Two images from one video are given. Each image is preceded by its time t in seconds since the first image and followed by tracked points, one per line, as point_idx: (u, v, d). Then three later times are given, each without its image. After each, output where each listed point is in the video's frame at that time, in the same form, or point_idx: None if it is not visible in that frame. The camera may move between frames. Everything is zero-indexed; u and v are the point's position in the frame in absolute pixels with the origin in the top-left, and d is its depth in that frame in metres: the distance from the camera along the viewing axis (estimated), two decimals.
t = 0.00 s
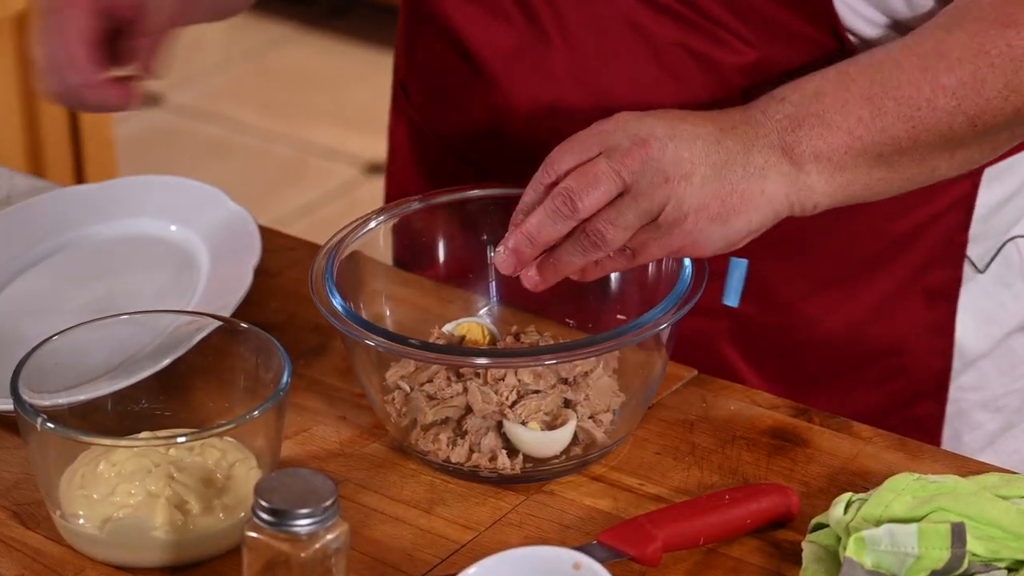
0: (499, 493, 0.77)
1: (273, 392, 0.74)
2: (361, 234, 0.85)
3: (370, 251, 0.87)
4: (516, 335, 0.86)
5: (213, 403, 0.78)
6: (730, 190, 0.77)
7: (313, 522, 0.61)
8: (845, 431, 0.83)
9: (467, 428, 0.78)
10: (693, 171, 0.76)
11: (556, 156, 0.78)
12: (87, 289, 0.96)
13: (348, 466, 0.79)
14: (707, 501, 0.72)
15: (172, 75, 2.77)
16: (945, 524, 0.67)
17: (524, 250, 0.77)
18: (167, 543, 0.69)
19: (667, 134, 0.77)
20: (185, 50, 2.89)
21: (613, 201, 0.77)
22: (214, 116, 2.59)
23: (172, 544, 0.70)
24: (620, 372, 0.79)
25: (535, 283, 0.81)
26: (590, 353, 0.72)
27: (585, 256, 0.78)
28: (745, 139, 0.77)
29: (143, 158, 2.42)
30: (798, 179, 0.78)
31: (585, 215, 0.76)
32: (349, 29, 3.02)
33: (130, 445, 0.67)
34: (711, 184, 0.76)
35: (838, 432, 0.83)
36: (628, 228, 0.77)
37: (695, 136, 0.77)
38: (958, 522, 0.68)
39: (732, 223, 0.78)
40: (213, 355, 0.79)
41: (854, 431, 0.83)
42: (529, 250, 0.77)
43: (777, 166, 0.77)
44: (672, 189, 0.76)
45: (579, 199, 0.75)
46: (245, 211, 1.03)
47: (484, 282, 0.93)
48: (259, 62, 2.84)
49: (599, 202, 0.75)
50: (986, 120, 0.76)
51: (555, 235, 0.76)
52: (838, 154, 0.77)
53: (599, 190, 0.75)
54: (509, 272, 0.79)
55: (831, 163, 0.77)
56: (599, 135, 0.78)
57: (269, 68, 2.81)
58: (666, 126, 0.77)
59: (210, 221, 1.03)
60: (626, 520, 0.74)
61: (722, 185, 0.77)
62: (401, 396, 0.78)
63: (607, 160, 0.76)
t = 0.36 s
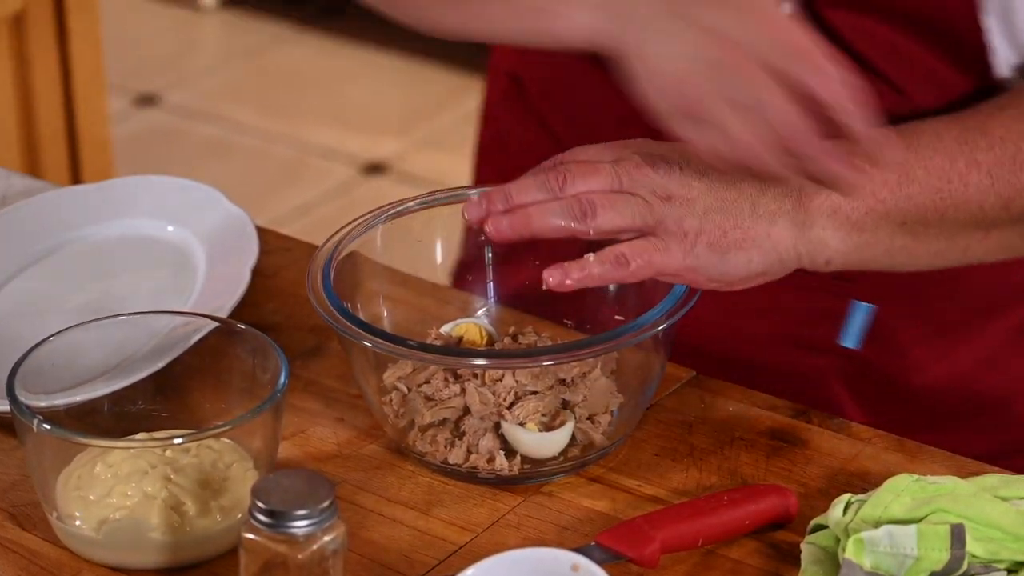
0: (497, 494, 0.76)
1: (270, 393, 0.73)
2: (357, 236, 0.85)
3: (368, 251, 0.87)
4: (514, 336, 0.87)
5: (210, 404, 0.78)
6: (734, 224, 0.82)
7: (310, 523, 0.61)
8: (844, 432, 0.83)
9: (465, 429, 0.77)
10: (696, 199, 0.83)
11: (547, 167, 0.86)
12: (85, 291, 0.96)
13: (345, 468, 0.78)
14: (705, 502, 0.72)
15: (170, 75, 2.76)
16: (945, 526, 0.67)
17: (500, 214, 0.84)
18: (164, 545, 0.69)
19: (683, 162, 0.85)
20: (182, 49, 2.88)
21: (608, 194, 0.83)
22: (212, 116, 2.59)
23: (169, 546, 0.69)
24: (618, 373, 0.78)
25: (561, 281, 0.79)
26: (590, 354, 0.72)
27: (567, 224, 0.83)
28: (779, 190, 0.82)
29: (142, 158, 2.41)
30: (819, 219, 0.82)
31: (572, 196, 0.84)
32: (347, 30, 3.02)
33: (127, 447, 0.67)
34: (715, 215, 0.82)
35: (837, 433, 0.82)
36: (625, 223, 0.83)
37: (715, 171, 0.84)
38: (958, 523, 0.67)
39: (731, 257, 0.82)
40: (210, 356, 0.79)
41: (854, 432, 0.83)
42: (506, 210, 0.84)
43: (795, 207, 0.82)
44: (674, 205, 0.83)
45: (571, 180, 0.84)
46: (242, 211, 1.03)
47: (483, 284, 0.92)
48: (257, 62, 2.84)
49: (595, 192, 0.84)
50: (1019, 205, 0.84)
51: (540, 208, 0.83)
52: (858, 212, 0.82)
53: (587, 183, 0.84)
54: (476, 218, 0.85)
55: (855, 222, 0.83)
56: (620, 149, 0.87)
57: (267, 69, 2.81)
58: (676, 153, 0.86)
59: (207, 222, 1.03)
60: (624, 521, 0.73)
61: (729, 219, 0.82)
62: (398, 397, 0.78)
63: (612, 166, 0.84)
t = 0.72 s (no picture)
0: (495, 496, 0.76)
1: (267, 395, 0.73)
2: (356, 236, 0.84)
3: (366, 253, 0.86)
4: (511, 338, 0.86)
5: (208, 406, 0.78)
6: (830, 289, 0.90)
7: (308, 526, 0.61)
8: (842, 434, 0.82)
9: (463, 430, 0.77)
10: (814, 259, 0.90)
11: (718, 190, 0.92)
12: (82, 292, 0.95)
13: (343, 470, 0.78)
14: (704, 504, 0.72)
15: (168, 76, 2.76)
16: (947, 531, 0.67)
17: (628, 230, 0.82)
18: (161, 547, 0.69)
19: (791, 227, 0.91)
20: (180, 50, 2.88)
21: (737, 250, 0.86)
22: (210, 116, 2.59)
23: (166, 548, 0.69)
24: (617, 374, 0.77)
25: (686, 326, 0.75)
26: (589, 355, 0.72)
27: (695, 263, 0.80)
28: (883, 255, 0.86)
29: (140, 159, 2.41)
30: (911, 327, 0.73)
31: (698, 237, 0.85)
32: (346, 31, 3.01)
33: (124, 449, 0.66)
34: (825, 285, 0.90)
35: (837, 434, 0.82)
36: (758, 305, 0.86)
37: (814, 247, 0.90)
38: (962, 531, 0.67)
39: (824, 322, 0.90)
40: (207, 358, 0.78)
41: (853, 434, 0.82)
42: (632, 230, 0.82)
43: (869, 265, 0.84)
44: (785, 263, 0.89)
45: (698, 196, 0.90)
46: (239, 212, 1.03)
47: (482, 283, 0.92)
48: (255, 63, 2.83)
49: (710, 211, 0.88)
50: None
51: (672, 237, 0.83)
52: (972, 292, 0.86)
53: (716, 232, 0.87)
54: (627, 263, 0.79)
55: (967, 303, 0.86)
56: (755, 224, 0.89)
57: (266, 70, 2.80)
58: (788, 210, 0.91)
59: (204, 223, 1.02)
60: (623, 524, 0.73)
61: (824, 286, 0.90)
62: (396, 399, 0.77)
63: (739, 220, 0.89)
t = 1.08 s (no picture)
0: (493, 498, 0.76)
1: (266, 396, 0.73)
2: (355, 237, 0.84)
3: (364, 253, 0.86)
4: (510, 339, 0.86)
5: (206, 407, 0.78)
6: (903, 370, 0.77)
7: (306, 527, 0.60)
8: (842, 436, 0.82)
9: (462, 432, 0.76)
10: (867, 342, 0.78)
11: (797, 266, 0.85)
12: (79, 292, 0.95)
13: (342, 472, 0.78)
14: (704, 507, 0.72)
15: (165, 76, 2.76)
16: (944, 531, 0.67)
17: (680, 326, 0.76)
18: (158, 549, 0.69)
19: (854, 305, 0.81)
20: (177, 50, 2.88)
21: (784, 340, 0.79)
22: (207, 117, 2.58)
23: (163, 550, 0.69)
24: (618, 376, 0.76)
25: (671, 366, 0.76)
26: (589, 356, 0.71)
27: (743, 366, 0.77)
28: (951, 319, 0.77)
29: (136, 160, 2.41)
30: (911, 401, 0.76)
31: (748, 329, 0.80)
32: (344, 31, 3.01)
33: (122, 450, 0.66)
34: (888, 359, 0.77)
35: (837, 436, 0.82)
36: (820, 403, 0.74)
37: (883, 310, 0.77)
38: (959, 528, 0.67)
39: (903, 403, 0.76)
40: (204, 359, 0.78)
41: (853, 435, 0.82)
42: (684, 328, 0.76)
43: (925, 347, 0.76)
44: (844, 348, 0.79)
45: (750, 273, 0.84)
46: (237, 213, 1.02)
47: (480, 286, 0.92)
48: (253, 63, 2.83)
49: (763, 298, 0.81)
50: None
51: (716, 331, 0.79)
52: None
53: (767, 321, 0.81)
54: (653, 335, 0.74)
55: None
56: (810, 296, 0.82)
57: (264, 70, 2.80)
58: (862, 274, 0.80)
59: (202, 224, 1.02)
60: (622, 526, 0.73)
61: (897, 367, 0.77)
62: (394, 400, 0.77)
63: (791, 303, 0.82)
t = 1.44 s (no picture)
0: (493, 500, 0.76)
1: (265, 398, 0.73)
2: (355, 238, 0.84)
3: (363, 254, 0.86)
4: (510, 340, 0.86)
5: (205, 410, 0.78)
6: (853, 376, 0.74)
7: (305, 530, 0.60)
8: (842, 438, 0.82)
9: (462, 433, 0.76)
10: (815, 347, 0.74)
11: (738, 261, 0.78)
12: (77, 294, 0.95)
13: (341, 474, 0.78)
14: (704, 509, 0.71)
15: (164, 77, 2.76)
16: (945, 534, 0.66)
17: (617, 359, 0.71)
18: (157, 552, 0.68)
19: (804, 306, 0.75)
20: (175, 51, 2.88)
21: (724, 362, 0.73)
22: (205, 118, 2.58)
23: (162, 553, 0.69)
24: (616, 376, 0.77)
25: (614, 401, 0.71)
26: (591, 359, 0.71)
27: (684, 396, 0.72)
28: (881, 322, 0.76)
29: (134, 161, 2.40)
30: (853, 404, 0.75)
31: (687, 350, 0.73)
32: (343, 32, 3.01)
33: (121, 453, 0.66)
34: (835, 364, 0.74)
35: (837, 439, 0.82)
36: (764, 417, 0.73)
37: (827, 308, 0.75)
38: (960, 531, 0.67)
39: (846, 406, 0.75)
40: (203, 362, 0.78)
41: (853, 438, 0.82)
42: (620, 360, 0.71)
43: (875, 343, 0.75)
44: (792, 359, 0.74)
45: (690, 287, 0.75)
46: (236, 214, 1.02)
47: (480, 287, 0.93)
48: (252, 64, 2.83)
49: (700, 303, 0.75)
50: None
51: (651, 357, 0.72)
52: (974, 354, 0.77)
53: (705, 333, 0.73)
54: (590, 369, 0.71)
55: (960, 360, 0.77)
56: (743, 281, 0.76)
57: (263, 71, 2.80)
58: (798, 267, 0.78)
59: (201, 225, 1.02)
60: (622, 529, 0.73)
61: (847, 369, 0.74)
62: (394, 402, 0.77)
63: (734, 306, 0.74)
